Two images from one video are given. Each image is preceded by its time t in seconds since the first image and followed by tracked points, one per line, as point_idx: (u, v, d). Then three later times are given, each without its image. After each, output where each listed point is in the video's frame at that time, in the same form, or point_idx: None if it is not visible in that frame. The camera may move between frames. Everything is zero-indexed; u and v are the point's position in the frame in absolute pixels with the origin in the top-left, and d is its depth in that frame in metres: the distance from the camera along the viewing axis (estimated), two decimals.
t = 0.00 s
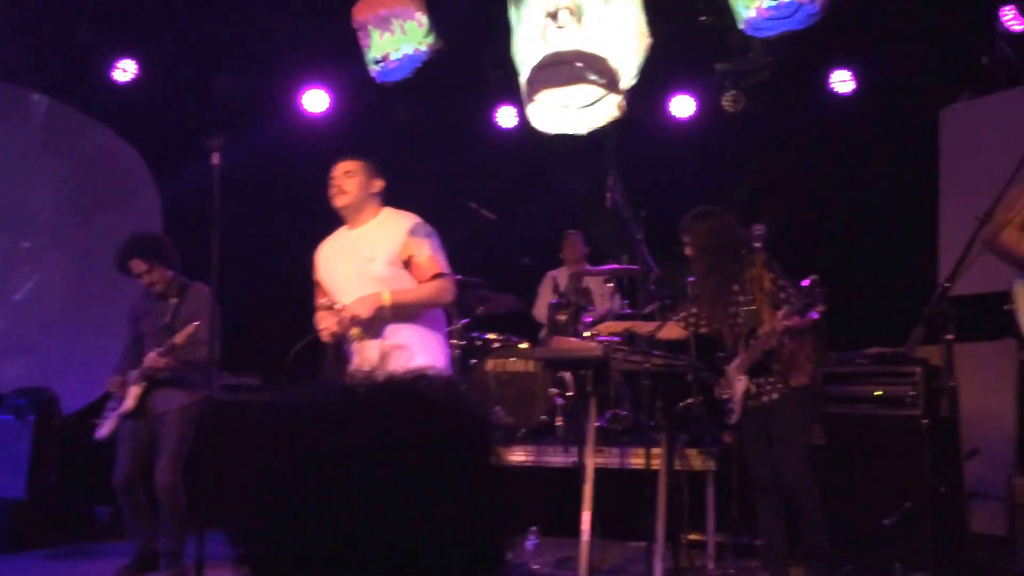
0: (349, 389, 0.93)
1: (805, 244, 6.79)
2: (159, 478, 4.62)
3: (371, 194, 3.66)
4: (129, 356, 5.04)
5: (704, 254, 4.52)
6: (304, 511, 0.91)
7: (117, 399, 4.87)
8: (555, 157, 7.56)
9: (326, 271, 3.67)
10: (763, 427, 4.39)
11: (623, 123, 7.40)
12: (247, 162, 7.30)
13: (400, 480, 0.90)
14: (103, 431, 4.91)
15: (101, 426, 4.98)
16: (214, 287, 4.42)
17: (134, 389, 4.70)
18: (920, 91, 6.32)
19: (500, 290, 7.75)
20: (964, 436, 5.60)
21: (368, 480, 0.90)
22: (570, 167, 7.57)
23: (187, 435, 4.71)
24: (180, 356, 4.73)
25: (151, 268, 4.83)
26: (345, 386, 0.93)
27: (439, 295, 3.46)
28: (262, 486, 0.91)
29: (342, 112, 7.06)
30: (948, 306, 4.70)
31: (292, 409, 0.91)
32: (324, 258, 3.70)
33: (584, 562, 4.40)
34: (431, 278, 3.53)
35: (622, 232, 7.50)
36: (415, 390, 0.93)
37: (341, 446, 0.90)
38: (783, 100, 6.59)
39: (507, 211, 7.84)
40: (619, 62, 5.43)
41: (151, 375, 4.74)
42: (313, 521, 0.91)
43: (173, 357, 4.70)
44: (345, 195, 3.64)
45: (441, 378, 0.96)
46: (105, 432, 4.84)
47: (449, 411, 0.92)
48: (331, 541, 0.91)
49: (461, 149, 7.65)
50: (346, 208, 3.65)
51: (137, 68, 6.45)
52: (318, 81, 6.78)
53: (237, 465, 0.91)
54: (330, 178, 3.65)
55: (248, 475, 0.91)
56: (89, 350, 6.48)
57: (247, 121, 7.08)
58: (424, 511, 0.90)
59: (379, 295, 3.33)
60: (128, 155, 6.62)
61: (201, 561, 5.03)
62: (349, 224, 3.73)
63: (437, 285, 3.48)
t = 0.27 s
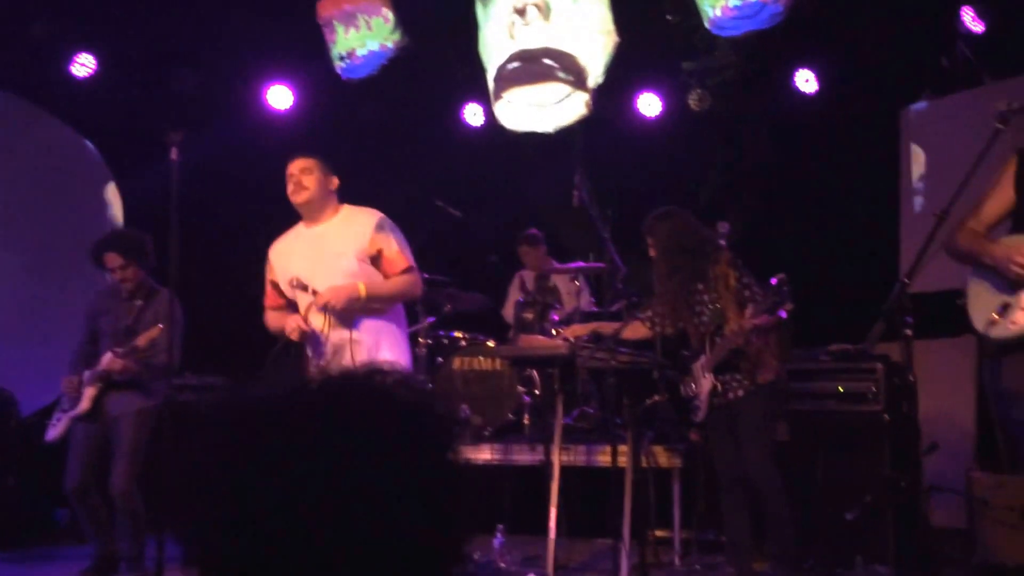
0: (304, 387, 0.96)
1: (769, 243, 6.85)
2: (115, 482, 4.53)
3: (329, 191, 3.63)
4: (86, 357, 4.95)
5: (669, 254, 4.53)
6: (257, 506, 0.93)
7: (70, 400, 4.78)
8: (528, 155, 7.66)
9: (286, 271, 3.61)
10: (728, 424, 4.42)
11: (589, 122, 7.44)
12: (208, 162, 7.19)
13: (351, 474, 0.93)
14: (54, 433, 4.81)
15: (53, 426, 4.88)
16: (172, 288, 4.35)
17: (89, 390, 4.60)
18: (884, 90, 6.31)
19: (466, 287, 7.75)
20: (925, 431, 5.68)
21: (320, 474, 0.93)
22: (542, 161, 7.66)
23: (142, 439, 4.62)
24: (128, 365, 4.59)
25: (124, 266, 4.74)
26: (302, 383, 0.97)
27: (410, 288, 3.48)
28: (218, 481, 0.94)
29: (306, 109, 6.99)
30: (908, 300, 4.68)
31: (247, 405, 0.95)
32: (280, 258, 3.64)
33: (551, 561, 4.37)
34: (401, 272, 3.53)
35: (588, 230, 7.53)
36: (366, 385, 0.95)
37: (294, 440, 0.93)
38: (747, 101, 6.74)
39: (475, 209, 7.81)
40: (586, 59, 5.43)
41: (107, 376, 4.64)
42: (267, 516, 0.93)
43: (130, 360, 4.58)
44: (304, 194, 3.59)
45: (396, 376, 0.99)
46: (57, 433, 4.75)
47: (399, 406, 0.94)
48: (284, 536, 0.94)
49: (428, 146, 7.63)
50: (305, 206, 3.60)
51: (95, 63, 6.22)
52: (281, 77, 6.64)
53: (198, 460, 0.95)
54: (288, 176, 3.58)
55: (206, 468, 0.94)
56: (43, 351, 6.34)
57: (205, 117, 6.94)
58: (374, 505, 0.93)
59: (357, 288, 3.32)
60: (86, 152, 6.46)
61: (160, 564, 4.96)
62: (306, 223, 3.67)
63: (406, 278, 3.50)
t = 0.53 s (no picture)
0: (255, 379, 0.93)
1: (736, 241, 6.91)
2: (75, 484, 4.45)
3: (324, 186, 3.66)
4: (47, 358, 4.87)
5: (636, 253, 4.56)
6: (199, 498, 0.89)
7: (28, 402, 4.69)
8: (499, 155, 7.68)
9: (267, 257, 3.54)
10: (695, 421, 4.44)
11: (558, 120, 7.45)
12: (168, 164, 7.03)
13: (296, 463, 0.88)
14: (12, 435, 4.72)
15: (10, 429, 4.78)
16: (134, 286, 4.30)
17: (49, 390, 4.50)
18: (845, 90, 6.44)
19: (435, 286, 7.74)
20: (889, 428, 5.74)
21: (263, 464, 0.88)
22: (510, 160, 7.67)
23: (102, 440, 4.55)
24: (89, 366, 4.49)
25: (102, 263, 4.75)
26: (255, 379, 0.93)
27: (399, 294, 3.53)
28: (160, 475, 0.90)
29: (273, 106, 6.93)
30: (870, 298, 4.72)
31: (192, 399, 0.91)
32: (262, 243, 3.57)
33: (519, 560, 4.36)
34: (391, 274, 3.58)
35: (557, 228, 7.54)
36: (318, 376, 0.92)
37: (239, 428, 0.89)
38: (714, 99, 6.82)
39: (444, 209, 7.76)
40: (553, 59, 5.43)
41: (67, 376, 4.55)
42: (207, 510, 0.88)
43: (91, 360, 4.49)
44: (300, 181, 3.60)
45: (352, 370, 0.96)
46: (15, 435, 4.66)
47: (350, 397, 0.91)
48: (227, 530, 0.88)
49: (396, 144, 7.61)
50: (301, 194, 3.60)
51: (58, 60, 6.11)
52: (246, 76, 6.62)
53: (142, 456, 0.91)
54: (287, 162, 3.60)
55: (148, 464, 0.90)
56: None
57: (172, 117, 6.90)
58: (320, 495, 0.88)
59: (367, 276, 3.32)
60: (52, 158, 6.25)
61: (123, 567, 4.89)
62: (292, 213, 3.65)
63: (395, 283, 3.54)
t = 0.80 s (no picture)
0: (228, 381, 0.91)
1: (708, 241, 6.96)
2: (41, 488, 4.39)
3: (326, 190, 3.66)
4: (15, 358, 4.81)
5: (610, 253, 4.58)
6: (160, 506, 0.84)
7: None
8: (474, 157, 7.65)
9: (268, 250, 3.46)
10: (669, 421, 4.44)
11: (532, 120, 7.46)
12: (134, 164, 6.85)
13: (266, 467, 0.84)
14: None
15: None
16: (103, 285, 4.24)
17: (15, 392, 4.43)
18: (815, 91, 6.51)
19: (409, 286, 7.75)
20: (859, 426, 5.80)
21: (230, 470, 0.85)
22: (481, 161, 7.65)
23: (69, 442, 4.48)
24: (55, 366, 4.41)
25: (73, 259, 4.69)
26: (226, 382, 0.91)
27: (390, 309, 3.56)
28: (118, 482, 0.85)
29: (245, 105, 6.87)
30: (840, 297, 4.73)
31: (158, 404, 0.88)
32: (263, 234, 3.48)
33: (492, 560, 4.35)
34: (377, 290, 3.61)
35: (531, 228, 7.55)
36: (293, 381, 0.90)
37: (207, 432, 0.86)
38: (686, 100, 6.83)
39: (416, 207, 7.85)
40: (526, 59, 5.42)
41: (33, 378, 4.45)
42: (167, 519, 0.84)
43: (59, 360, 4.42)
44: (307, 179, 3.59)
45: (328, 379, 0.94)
46: None
47: (324, 402, 0.88)
48: (188, 540, 0.84)
49: (370, 143, 7.58)
50: (307, 193, 3.58)
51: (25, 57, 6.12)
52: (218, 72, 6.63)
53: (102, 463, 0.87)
54: (297, 158, 3.58)
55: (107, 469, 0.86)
56: None
57: (137, 115, 6.71)
58: (288, 501, 0.84)
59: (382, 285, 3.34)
60: (19, 158, 6.15)
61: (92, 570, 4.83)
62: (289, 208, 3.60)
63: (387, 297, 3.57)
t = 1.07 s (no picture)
0: (211, 379, 0.89)
1: (687, 243, 7.02)
2: (14, 489, 4.34)
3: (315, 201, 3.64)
4: None
5: (592, 255, 4.58)
6: (146, 507, 0.83)
7: None
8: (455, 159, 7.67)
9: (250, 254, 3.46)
10: (648, 423, 4.45)
11: (512, 122, 7.49)
12: (110, 164, 6.81)
13: (249, 469, 0.83)
14: None
15: None
16: (78, 286, 4.20)
17: None
18: (794, 95, 6.57)
19: (388, 288, 7.77)
20: (836, 428, 5.84)
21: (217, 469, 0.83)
22: (461, 163, 7.69)
23: (42, 444, 4.43)
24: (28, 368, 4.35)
25: (53, 260, 4.66)
26: (206, 379, 0.89)
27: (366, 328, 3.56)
28: (105, 481, 0.84)
29: (224, 105, 6.83)
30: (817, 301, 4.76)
31: (140, 402, 0.86)
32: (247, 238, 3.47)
33: (472, 562, 4.34)
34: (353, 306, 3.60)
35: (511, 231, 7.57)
36: (274, 382, 0.88)
37: (191, 430, 0.84)
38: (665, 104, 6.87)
39: (395, 208, 7.88)
40: (506, 61, 5.44)
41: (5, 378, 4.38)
42: (151, 519, 0.82)
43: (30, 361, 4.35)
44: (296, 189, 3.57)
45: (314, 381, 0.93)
46: None
47: (311, 403, 0.87)
48: (174, 540, 0.83)
49: (350, 144, 7.58)
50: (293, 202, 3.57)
51: None
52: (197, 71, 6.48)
53: (81, 465, 0.85)
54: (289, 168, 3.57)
55: (90, 468, 0.84)
56: None
57: (111, 115, 6.63)
58: (278, 502, 0.83)
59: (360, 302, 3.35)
60: None
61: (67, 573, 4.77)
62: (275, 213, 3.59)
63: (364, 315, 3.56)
